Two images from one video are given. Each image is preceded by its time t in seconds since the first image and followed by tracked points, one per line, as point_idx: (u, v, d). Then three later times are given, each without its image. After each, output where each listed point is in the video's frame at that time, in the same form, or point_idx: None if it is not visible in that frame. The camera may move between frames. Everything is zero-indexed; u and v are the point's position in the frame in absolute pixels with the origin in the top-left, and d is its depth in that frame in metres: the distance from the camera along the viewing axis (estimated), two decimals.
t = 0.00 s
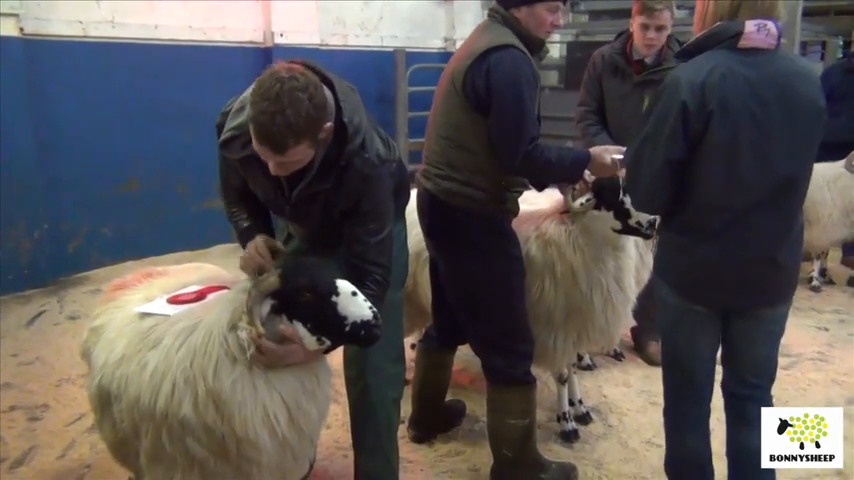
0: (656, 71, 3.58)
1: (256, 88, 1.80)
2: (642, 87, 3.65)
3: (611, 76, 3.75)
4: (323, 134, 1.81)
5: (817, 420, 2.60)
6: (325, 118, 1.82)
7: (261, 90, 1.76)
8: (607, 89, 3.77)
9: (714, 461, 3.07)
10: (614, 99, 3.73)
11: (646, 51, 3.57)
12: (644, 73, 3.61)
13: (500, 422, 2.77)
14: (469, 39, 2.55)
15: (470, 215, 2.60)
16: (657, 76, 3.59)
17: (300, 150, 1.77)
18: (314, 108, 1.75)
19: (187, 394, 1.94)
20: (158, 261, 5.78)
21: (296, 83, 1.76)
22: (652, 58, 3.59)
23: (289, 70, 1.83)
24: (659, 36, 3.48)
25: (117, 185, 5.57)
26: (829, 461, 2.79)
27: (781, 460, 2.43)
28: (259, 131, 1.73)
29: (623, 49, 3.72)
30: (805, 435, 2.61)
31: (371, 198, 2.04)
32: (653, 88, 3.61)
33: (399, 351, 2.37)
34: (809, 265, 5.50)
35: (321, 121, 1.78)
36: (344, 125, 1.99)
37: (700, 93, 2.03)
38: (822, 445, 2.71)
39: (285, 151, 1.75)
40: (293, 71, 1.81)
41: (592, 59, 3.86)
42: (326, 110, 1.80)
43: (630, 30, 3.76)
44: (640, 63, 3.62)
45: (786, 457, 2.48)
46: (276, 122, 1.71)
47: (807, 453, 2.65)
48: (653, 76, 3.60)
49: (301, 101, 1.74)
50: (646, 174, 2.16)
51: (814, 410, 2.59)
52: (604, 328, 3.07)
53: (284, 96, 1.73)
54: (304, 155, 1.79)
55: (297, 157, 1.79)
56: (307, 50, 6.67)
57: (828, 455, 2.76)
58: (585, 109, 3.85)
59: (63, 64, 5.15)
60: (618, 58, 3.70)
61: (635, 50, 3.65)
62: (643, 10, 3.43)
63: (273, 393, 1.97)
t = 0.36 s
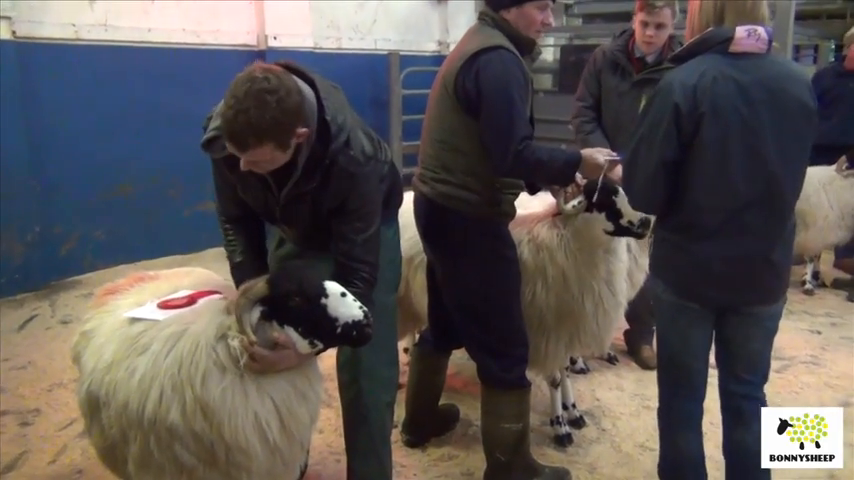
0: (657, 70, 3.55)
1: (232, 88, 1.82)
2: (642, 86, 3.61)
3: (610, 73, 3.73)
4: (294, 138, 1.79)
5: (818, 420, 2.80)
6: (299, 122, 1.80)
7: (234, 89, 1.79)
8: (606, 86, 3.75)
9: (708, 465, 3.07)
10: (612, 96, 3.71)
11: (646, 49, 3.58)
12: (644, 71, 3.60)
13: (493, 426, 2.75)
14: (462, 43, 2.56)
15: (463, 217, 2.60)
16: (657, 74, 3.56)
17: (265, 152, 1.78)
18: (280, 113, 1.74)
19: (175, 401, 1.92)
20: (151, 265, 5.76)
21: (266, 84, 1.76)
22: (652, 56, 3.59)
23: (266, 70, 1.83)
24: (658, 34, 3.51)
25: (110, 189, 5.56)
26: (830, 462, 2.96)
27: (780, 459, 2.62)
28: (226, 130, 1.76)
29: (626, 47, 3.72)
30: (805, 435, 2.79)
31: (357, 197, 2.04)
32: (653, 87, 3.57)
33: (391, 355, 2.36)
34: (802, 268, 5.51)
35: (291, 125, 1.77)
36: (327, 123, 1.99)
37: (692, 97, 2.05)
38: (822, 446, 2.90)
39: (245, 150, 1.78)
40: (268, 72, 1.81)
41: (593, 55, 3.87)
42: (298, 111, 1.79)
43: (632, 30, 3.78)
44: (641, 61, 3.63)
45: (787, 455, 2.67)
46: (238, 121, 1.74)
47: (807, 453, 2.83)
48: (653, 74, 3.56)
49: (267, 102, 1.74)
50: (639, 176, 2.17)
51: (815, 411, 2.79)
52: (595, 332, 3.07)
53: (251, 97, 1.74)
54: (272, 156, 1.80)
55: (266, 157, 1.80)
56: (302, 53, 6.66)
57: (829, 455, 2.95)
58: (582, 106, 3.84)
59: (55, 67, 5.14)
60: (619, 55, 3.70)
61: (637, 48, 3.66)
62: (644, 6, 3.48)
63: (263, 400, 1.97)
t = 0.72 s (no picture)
0: (635, 78, 3.62)
1: (211, 93, 1.82)
2: (620, 96, 3.67)
3: (590, 83, 3.74)
4: (273, 143, 1.80)
5: (818, 420, 2.79)
6: (278, 124, 1.80)
7: (213, 94, 1.79)
8: (585, 97, 3.76)
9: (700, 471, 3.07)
10: (592, 106, 3.72)
11: (623, 58, 3.66)
12: (623, 81, 3.65)
13: (486, 433, 2.75)
14: (455, 49, 2.57)
15: (455, 222, 2.60)
16: (636, 83, 3.63)
17: (245, 154, 1.77)
18: (258, 114, 1.74)
19: (164, 408, 1.92)
20: (144, 271, 5.74)
21: (244, 87, 1.76)
22: (630, 65, 3.67)
23: (250, 73, 1.84)
24: (634, 44, 3.60)
25: (102, 194, 5.54)
26: (829, 462, 2.96)
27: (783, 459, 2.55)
28: (205, 133, 1.76)
29: (602, 58, 3.76)
30: (805, 435, 2.71)
31: (344, 201, 2.03)
32: (632, 97, 3.64)
33: (383, 362, 2.36)
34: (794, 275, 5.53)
35: (268, 127, 1.77)
36: (312, 128, 1.99)
37: (683, 100, 2.25)
38: (822, 446, 2.89)
39: (224, 153, 1.78)
40: (252, 75, 1.81)
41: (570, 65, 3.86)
42: (278, 114, 1.79)
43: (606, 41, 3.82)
44: (620, 70, 3.68)
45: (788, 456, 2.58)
46: (216, 125, 1.74)
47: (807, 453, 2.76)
48: (631, 83, 3.63)
49: (246, 105, 1.74)
50: (638, 176, 2.37)
51: (815, 411, 2.77)
52: (587, 339, 3.07)
53: (229, 99, 1.75)
54: (253, 158, 1.80)
55: (248, 160, 1.81)
56: (296, 59, 6.63)
57: (829, 455, 2.95)
58: (563, 117, 3.81)
59: (48, 72, 5.12)
60: (597, 66, 3.72)
61: (615, 59, 3.72)
62: (620, 16, 3.58)
63: (251, 405, 1.96)
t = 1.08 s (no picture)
0: (635, 97, 3.62)
1: (196, 101, 1.82)
2: (617, 109, 3.68)
3: (588, 95, 3.73)
4: (260, 147, 1.80)
5: (819, 420, 2.71)
6: (264, 128, 1.80)
7: (197, 103, 1.79)
8: (582, 107, 3.76)
9: None
10: (588, 118, 3.73)
11: (627, 75, 3.60)
12: (622, 96, 3.65)
13: (478, 443, 2.74)
14: (443, 57, 2.58)
15: (448, 230, 2.61)
16: (634, 100, 3.64)
17: (234, 159, 1.78)
18: (243, 119, 1.75)
19: (152, 418, 1.91)
20: (135, 278, 5.72)
21: (227, 93, 1.76)
22: (631, 82, 3.63)
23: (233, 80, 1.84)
24: (641, 64, 3.53)
25: (93, 201, 5.52)
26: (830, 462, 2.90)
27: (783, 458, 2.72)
28: (192, 141, 1.76)
29: (604, 69, 3.71)
30: (805, 435, 2.71)
31: (332, 207, 2.03)
32: (628, 112, 3.67)
33: (375, 371, 2.35)
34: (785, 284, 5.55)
35: (254, 132, 1.77)
36: (297, 135, 1.98)
37: (722, 118, 2.30)
38: (822, 446, 2.81)
39: (214, 161, 1.78)
40: (236, 81, 1.82)
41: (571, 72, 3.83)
42: (263, 118, 1.79)
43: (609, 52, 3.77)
44: (619, 85, 3.67)
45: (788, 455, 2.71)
46: (202, 133, 1.74)
47: (807, 453, 2.75)
48: (631, 101, 3.64)
49: (230, 110, 1.74)
50: (682, 190, 2.41)
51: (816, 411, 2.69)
52: (577, 348, 3.07)
53: (213, 106, 1.75)
54: (242, 163, 1.80)
55: (237, 166, 1.81)
56: (289, 67, 6.63)
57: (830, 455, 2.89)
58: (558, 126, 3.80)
59: (39, 79, 5.10)
60: (598, 78, 3.69)
61: (616, 72, 3.67)
62: (629, 35, 3.48)
63: (241, 415, 1.95)
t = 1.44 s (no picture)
0: (628, 106, 3.63)
1: (186, 110, 1.80)
2: (611, 119, 3.69)
3: (581, 103, 3.72)
4: (254, 153, 1.80)
5: (818, 420, 2.90)
6: (257, 135, 1.80)
7: (188, 111, 1.77)
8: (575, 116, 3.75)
9: None
10: (582, 126, 3.72)
11: (621, 85, 3.60)
12: (616, 106, 3.66)
13: (469, 451, 2.73)
14: (432, 62, 2.58)
15: (441, 238, 2.61)
16: (627, 110, 3.65)
17: (229, 168, 1.77)
18: (238, 126, 1.74)
19: (138, 426, 1.89)
20: (125, 284, 5.69)
21: (220, 100, 1.76)
22: (624, 93, 3.64)
23: (224, 87, 1.83)
24: (635, 75, 3.52)
25: (83, 207, 5.51)
26: (829, 462, 3.12)
27: (782, 459, 2.85)
28: (185, 150, 1.74)
29: (597, 78, 3.69)
30: (805, 434, 2.89)
31: (321, 215, 2.02)
32: (621, 122, 3.68)
33: (364, 378, 2.34)
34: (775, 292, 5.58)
35: (249, 139, 1.77)
36: (287, 143, 1.98)
37: (755, 120, 2.47)
38: (822, 446, 3.03)
39: (209, 170, 1.77)
40: (227, 88, 1.81)
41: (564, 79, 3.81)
42: (256, 124, 1.79)
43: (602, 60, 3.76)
44: (612, 94, 3.67)
45: (787, 455, 2.86)
46: (197, 141, 1.72)
47: (807, 452, 2.94)
48: (624, 109, 3.65)
49: (224, 118, 1.73)
50: (710, 188, 2.59)
51: (816, 412, 2.88)
52: (564, 360, 3.07)
53: (207, 114, 1.74)
54: (236, 172, 1.79)
55: (232, 174, 1.80)
56: (281, 74, 6.63)
57: (828, 455, 3.11)
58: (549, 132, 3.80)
59: (30, 84, 5.08)
60: (591, 87, 3.68)
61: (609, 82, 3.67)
62: (624, 47, 3.45)
63: (228, 424, 1.94)
